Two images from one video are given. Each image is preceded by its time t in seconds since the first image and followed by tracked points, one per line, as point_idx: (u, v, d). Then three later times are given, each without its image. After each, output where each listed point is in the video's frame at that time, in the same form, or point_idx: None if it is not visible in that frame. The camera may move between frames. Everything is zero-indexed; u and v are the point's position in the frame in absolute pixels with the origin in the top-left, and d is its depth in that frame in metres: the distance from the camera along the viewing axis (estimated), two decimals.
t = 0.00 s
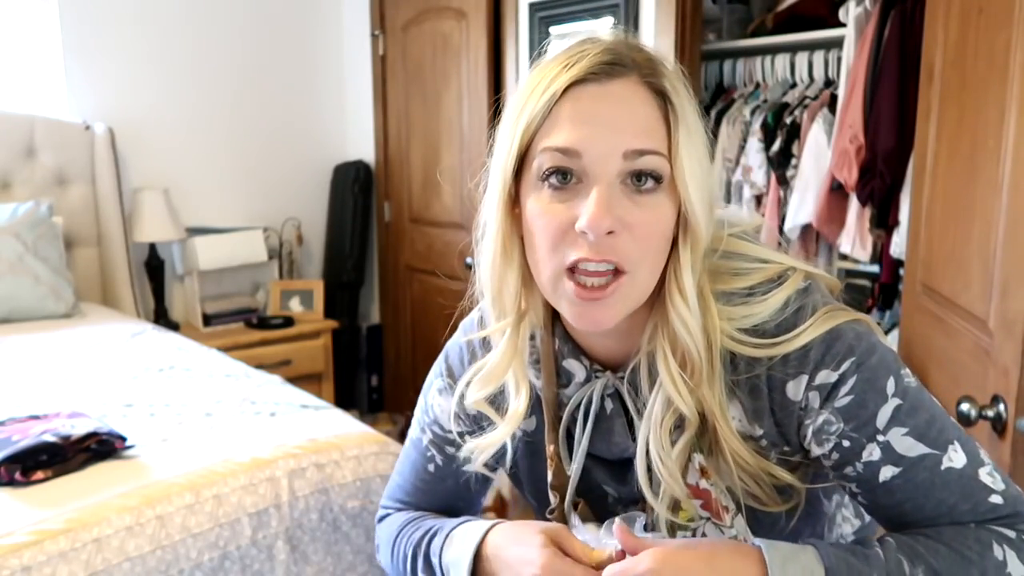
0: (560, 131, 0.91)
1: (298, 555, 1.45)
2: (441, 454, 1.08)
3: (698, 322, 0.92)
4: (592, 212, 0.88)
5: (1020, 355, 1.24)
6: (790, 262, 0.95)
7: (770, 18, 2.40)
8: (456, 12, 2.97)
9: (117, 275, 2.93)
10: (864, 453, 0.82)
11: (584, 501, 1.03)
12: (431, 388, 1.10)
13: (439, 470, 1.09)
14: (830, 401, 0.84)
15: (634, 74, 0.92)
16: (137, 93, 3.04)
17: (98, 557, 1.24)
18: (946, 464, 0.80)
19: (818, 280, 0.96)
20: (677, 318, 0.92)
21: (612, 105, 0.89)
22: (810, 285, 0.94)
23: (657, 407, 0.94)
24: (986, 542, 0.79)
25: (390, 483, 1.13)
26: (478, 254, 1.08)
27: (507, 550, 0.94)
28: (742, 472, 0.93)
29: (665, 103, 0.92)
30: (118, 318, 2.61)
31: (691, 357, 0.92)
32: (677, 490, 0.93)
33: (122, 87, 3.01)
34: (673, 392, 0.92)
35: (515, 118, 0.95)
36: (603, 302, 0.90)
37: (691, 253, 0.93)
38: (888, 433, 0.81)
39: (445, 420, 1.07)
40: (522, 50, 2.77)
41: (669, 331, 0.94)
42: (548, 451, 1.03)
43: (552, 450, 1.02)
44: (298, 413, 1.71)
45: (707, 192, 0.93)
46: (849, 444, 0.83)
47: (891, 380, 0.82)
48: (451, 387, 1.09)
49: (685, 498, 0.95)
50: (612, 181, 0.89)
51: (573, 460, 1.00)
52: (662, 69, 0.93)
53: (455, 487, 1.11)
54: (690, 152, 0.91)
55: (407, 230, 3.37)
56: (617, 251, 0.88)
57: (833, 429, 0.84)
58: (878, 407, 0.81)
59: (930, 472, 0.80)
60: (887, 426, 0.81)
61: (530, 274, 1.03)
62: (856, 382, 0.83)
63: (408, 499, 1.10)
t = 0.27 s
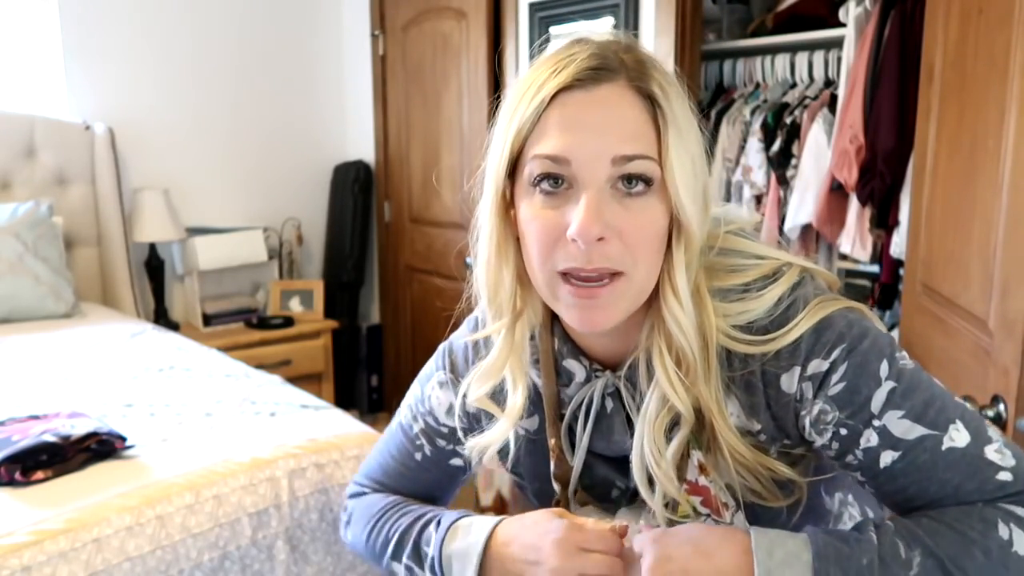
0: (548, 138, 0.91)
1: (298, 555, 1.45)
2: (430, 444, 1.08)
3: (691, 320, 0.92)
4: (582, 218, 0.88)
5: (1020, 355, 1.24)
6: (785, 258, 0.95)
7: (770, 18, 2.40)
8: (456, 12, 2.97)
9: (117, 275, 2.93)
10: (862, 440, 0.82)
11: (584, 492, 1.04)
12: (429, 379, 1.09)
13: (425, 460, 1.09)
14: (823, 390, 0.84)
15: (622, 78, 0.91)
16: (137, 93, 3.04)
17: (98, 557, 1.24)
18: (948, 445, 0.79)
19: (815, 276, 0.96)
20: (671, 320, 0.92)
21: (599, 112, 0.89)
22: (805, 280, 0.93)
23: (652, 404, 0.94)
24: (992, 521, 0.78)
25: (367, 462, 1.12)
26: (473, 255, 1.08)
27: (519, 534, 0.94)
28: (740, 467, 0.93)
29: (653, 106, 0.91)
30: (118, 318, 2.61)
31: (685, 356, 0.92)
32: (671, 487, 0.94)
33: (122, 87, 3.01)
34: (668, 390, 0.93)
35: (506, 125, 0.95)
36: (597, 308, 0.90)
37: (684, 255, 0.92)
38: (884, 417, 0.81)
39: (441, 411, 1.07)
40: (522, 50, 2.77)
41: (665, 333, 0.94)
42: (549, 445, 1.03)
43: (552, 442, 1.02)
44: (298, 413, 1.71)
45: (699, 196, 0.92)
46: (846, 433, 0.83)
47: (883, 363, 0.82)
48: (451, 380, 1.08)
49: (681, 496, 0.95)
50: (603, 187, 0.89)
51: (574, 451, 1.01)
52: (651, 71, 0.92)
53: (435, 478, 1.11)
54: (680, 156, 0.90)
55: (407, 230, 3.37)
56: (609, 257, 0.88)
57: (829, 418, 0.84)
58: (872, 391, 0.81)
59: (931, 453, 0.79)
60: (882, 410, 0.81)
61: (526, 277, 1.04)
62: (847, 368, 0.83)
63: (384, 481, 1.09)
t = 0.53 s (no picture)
0: (542, 153, 0.88)
1: (298, 555, 1.45)
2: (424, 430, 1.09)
3: (691, 325, 0.90)
4: (575, 233, 0.86)
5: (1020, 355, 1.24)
6: (792, 256, 0.95)
7: (770, 18, 2.40)
8: (456, 12, 2.97)
9: (117, 275, 2.93)
10: (884, 430, 0.81)
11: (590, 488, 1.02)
12: (431, 369, 1.09)
13: (419, 444, 1.10)
14: (841, 383, 0.84)
15: (615, 86, 0.87)
16: (136, 93, 3.04)
17: (99, 557, 1.24)
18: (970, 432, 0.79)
19: (821, 274, 0.96)
20: (671, 325, 0.91)
21: (591, 127, 0.86)
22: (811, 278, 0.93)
23: (656, 405, 0.92)
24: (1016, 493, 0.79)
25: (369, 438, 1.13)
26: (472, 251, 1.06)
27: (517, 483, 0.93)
28: (747, 463, 0.92)
29: (647, 117, 0.87)
30: (118, 318, 2.61)
31: (689, 359, 0.91)
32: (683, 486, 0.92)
33: (122, 87, 3.01)
34: (672, 390, 0.91)
35: (503, 134, 0.92)
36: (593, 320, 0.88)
37: (686, 260, 0.90)
38: (905, 406, 0.80)
39: (437, 400, 1.07)
40: (522, 51, 2.77)
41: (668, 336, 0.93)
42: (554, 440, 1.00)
43: (558, 440, 0.99)
44: (298, 414, 1.71)
45: (698, 206, 0.89)
46: (867, 424, 0.82)
47: (900, 353, 0.82)
48: (452, 372, 1.07)
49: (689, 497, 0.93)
50: (596, 204, 0.86)
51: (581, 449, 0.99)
52: (646, 78, 0.88)
53: (430, 461, 1.12)
54: (676, 168, 0.87)
55: (407, 230, 3.37)
56: (604, 268, 0.87)
57: (849, 410, 0.83)
58: (891, 381, 0.81)
59: (953, 437, 0.79)
60: (903, 399, 0.80)
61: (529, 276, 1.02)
62: (865, 361, 0.82)
63: (380, 456, 1.11)
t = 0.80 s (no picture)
0: (547, 133, 0.89)
1: (298, 555, 1.45)
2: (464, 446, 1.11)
3: (697, 312, 0.91)
4: (576, 212, 0.87)
5: (1020, 355, 1.24)
6: (798, 257, 0.96)
7: (770, 17, 2.40)
8: (455, 12, 2.97)
9: (116, 275, 2.93)
10: (879, 442, 0.82)
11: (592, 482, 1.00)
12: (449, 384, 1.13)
13: (463, 461, 1.11)
14: (845, 392, 0.84)
15: (621, 70, 0.89)
16: (136, 93, 3.04)
17: (98, 557, 1.24)
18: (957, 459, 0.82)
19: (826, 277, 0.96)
20: (677, 310, 0.91)
21: (596, 109, 0.87)
22: (822, 283, 0.93)
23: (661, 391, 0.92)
24: (998, 520, 0.81)
25: (432, 469, 1.15)
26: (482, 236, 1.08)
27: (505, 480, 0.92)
28: (745, 457, 0.91)
29: (651, 100, 0.88)
30: (118, 318, 2.61)
31: (694, 344, 0.91)
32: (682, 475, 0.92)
33: (121, 87, 3.01)
34: (679, 377, 0.91)
35: (510, 114, 0.94)
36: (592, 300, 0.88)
37: (690, 247, 0.91)
38: (903, 424, 0.82)
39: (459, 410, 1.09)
40: (522, 50, 2.77)
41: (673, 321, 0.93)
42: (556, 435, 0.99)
43: (558, 432, 0.98)
44: (299, 413, 1.71)
45: (702, 190, 0.90)
46: (863, 435, 0.83)
47: (903, 374, 0.84)
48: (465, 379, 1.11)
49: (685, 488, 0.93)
50: (598, 184, 0.87)
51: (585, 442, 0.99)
52: (652, 62, 0.89)
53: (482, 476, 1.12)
54: (678, 151, 0.87)
55: (407, 230, 3.37)
56: (605, 248, 0.87)
57: (847, 420, 0.84)
58: (893, 398, 0.82)
59: (941, 461, 0.82)
60: (902, 417, 0.82)
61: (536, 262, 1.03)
62: (872, 375, 0.83)
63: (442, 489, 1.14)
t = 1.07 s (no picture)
0: (543, 112, 0.89)
1: (298, 555, 1.44)
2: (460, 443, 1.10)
3: (685, 299, 0.89)
4: (574, 188, 0.87)
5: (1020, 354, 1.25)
6: (780, 239, 0.89)
7: (770, 17, 2.40)
8: (455, 12, 2.98)
9: (116, 275, 2.93)
10: (855, 366, 0.72)
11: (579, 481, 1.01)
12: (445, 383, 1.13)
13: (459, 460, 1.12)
14: (811, 333, 0.77)
15: (616, 51, 0.89)
16: (135, 92, 3.04)
17: (98, 557, 1.24)
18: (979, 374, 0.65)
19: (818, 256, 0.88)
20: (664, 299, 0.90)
21: (591, 87, 0.87)
22: (802, 251, 0.87)
23: (647, 379, 0.92)
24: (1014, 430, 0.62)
25: (434, 468, 1.16)
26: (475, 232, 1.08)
27: (498, 537, 0.98)
28: (732, 447, 0.89)
29: (647, 80, 0.89)
30: (118, 318, 2.61)
31: (680, 332, 0.90)
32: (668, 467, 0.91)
33: (121, 87, 3.00)
34: (663, 366, 0.90)
35: (505, 98, 0.94)
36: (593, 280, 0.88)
37: (680, 232, 0.90)
38: (874, 338, 0.71)
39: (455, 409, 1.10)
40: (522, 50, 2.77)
41: (662, 311, 0.92)
42: (544, 432, 1.01)
43: (547, 429, 1.00)
44: (298, 413, 1.71)
45: (696, 171, 0.90)
46: (840, 366, 0.74)
47: (874, 292, 0.74)
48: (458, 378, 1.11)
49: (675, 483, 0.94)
50: (595, 162, 0.87)
51: (575, 442, 1.00)
52: (646, 44, 0.90)
53: (478, 476, 1.13)
54: (673, 130, 0.88)
55: (407, 230, 3.37)
56: (601, 229, 0.87)
57: (822, 358, 0.76)
58: (860, 316, 0.73)
59: (929, 363, 0.67)
60: (872, 330, 0.72)
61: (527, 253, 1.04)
62: (834, 301, 0.76)
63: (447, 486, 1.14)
